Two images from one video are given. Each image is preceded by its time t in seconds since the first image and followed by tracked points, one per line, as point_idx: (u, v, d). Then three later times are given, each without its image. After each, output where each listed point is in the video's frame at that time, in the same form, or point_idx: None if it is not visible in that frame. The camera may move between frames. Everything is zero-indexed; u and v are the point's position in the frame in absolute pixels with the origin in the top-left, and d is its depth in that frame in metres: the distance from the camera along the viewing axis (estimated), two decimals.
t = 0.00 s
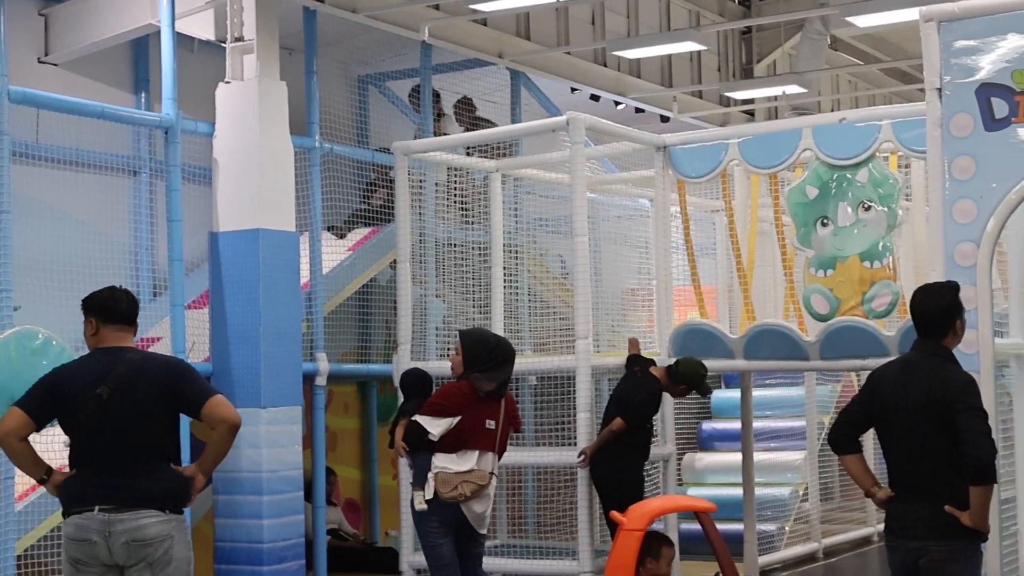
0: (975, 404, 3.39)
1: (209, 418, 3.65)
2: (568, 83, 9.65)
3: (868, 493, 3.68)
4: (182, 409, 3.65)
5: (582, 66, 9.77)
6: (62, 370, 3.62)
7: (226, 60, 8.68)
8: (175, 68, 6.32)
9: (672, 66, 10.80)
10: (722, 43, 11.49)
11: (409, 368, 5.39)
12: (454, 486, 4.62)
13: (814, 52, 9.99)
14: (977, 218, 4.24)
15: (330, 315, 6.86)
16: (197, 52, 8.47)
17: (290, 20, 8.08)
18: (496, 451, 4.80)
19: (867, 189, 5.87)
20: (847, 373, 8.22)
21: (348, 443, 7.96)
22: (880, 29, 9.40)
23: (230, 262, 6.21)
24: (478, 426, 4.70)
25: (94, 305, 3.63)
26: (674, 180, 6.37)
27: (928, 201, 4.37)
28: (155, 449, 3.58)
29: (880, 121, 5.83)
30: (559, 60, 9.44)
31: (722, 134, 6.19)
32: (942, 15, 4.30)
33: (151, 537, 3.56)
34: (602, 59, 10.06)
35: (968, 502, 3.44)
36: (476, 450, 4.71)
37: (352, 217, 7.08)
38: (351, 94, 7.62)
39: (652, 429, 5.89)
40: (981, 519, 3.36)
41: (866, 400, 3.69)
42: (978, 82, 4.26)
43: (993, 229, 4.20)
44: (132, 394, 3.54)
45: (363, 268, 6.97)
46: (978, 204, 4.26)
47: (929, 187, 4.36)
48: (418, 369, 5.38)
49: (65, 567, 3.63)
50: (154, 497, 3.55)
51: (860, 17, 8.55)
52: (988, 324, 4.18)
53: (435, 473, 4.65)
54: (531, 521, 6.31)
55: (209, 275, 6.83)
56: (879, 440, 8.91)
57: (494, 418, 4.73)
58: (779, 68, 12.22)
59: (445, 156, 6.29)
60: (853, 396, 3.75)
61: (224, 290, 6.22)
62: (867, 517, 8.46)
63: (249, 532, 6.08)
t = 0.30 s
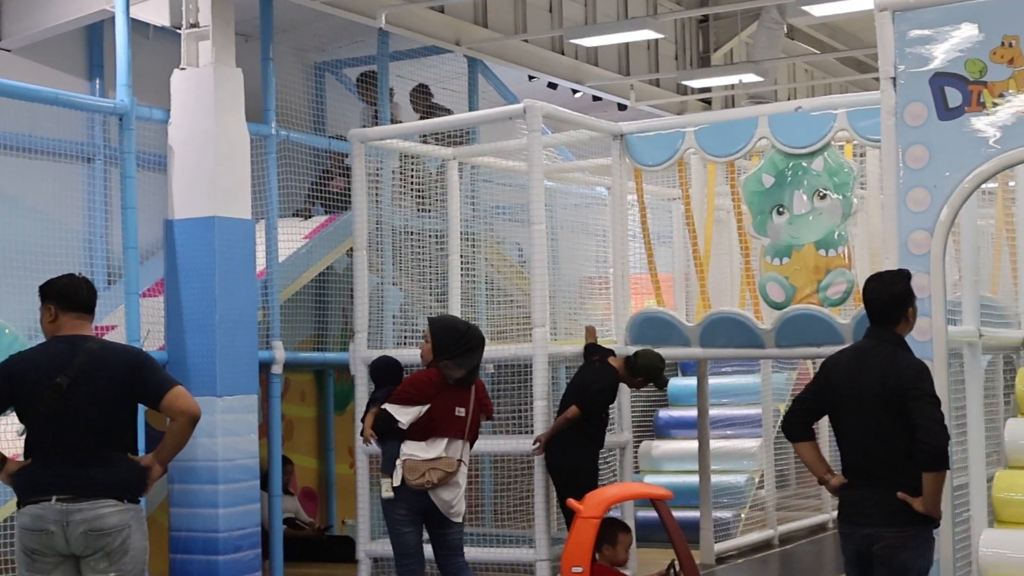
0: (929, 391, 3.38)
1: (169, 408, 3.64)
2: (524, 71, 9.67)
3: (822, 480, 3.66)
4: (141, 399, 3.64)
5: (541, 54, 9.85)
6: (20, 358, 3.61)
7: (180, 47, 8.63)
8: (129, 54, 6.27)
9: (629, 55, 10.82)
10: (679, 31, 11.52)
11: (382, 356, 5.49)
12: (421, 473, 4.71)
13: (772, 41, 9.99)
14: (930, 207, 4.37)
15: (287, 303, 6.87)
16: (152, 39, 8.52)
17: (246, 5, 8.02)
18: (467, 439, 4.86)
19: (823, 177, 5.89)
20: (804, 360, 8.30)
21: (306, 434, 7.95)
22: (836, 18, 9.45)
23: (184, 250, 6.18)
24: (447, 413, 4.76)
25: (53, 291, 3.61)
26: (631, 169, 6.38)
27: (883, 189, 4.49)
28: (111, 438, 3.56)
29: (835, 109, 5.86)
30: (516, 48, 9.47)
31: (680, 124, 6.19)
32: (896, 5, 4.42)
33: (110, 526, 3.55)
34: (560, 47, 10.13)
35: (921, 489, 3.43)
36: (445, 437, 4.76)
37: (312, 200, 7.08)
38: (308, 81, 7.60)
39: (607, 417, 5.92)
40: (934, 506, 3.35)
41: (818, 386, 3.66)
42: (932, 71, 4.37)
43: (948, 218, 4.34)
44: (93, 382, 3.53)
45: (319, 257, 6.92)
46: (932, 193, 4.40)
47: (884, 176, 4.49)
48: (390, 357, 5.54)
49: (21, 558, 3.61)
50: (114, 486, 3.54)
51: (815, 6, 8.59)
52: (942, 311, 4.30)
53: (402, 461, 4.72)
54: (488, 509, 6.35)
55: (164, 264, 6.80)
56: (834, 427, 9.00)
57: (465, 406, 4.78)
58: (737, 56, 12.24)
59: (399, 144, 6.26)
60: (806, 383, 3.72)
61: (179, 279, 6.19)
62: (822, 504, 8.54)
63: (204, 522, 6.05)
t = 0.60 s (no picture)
0: (903, 382, 3.38)
1: (136, 399, 3.63)
2: (497, 61, 9.67)
3: (792, 470, 3.66)
4: (109, 389, 3.62)
5: (513, 45, 9.84)
6: None
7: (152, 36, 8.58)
8: (100, 43, 6.23)
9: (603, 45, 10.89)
10: (652, 22, 11.55)
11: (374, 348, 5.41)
12: (421, 463, 4.63)
13: (744, 33, 10.00)
14: (902, 198, 4.40)
15: (258, 294, 6.84)
16: (123, 27, 8.47)
17: None
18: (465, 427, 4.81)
19: (795, 168, 5.92)
20: (777, 351, 8.36)
21: (277, 425, 7.93)
22: (808, 10, 9.48)
23: (157, 239, 6.14)
24: (442, 401, 4.69)
25: (22, 280, 3.61)
26: (604, 160, 6.40)
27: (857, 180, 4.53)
28: (80, 428, 3.55)
29: (808, 100, 5.91)
30: (489, 38, 9.48)
31: (650, 115, 6.24)
32: None
33: (78, 517, 3.53)
34: (533, 38, 10.14)
35: (891, 479, 3.44)
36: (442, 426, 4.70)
37: (278, 195, 7.01)
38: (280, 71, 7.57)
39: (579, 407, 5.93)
40: (906, 496, 3.36)
41: (790, 376, 3.66)
42: (904, 63, 4.40)
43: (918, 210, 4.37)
44: (63, 372, 3.52)
45: (291, 247, 6.97)
46: (902, 184, 4.43)
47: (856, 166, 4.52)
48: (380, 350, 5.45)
49: None
50: (81, 476, 3.54)
51: None
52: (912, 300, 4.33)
53: (401, 452, 4.65)
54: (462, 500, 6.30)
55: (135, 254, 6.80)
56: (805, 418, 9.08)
57: (459, 393, 4.73)
58: (710, 48, 12.31)
59: (372, 133, 6.26)
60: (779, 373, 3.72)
61: (150, 269, 6.16)
62: (794, 494, 8.61)
63: (176, 512, 6.03)
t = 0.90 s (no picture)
0: (884, 371, 3.37)
1: (108, 386, 3.60)
2: (475, 50, 9.68)
3: (766, 458, 3.64)
4: (80, 377, 3.60)
5: (491, 33, 9.84)
6: None
7: (129, 23, 8.54)
8: (76, 31, 6.19)
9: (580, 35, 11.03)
10: (631, 11, 11.56)
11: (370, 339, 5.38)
12: (423, 450, 4.55)
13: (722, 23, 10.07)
14: (879, 187, 4.50)
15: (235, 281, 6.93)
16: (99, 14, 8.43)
17: None
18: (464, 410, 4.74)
19: (773, 159, 5.92)
20: (755, 340, 8.40)
21: (255, 417, 7.93)
22: None
23: (133, 228, 6.12)
24: (437, 385, 4.62)
25: None
26: (582, 149, 6.40)
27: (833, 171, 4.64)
28: (52, 417, 3.53)
29: (786, 92, 5.92)
30: (467, 27, 9.48)
31: (626, 104, 6.25)
32: None
33: (49, 505, 3.52)
34: (511, 27, 10.15)
35: (868, 469, 3.44)
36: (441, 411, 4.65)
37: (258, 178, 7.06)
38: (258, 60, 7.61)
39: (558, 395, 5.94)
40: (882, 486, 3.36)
41: (768, 363, 3.63)
42: (882, 53, 4.49)
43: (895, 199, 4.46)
44: (37, 362, 3.50)
45: (270, 236, 6.89)
46: (880, 174, 4.52)
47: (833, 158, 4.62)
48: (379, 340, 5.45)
49: None
50: (54, 465, 3.52)
51: None
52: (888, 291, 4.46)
53: (402, 441, 4.58)
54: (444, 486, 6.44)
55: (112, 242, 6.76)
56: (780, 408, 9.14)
57: (454, 376, 4.65)
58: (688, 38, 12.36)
59: (349, 122, 6.23)
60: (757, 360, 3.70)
61: (127, 257, 6.14)
62: (771, 484, 8.65)
63: (153, 501, 6.01)
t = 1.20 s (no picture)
0: (867, 359, 3.37)
1: (87, 372, 3.61)
2: (458, 38, 9.70)
3: (739, 449, 3.58)
4: (60, 364, 3.60)
5: (474, 22, 9.91)
6: None
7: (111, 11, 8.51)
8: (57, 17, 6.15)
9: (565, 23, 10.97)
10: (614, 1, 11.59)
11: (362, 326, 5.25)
12: (409, 439, 4.53)
13: (704, 12, 10.18)
14: (860, 176, 4.53)
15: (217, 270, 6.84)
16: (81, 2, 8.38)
17: None
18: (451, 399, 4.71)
19: (755, 149, 5.92)
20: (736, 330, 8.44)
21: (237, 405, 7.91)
22: None
23: (115, 216, 6.10)
24: (425, 374, 4.60)
25: None
26: (565, 138, 6.40)
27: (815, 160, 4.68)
28: (32, 405, 3.52)
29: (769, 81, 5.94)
30: (449, 15, 9.48)
31: (609, 95, 6.25)
32: None
33: (28, 493, 3.51)
34: (494, 15, 10.19)
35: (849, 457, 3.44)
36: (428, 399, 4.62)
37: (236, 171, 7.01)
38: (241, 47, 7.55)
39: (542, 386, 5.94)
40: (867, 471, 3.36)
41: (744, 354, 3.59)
42: (863, 43, 4.52)
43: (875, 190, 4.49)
44: (18, 351, 3.49)
45: (252, 223, 6.92)
46: (860, 164, 4.55)
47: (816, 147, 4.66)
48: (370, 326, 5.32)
49: None
50: (34, 452, 3.52)
51: None
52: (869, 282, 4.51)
53: (389, 429, 4.55)
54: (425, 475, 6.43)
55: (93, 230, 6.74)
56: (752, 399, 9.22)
57: (442, 365, 4.63)
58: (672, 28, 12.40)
59: (332, 111, 6.24)
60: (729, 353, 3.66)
61: (108, 245, 6.12)
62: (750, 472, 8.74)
63: (134, 490, 6.00)
